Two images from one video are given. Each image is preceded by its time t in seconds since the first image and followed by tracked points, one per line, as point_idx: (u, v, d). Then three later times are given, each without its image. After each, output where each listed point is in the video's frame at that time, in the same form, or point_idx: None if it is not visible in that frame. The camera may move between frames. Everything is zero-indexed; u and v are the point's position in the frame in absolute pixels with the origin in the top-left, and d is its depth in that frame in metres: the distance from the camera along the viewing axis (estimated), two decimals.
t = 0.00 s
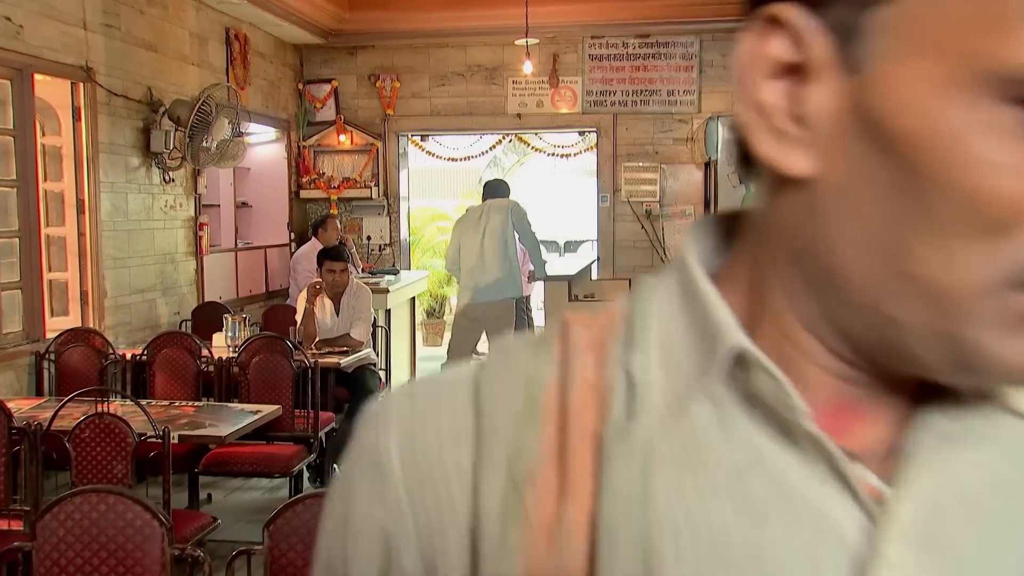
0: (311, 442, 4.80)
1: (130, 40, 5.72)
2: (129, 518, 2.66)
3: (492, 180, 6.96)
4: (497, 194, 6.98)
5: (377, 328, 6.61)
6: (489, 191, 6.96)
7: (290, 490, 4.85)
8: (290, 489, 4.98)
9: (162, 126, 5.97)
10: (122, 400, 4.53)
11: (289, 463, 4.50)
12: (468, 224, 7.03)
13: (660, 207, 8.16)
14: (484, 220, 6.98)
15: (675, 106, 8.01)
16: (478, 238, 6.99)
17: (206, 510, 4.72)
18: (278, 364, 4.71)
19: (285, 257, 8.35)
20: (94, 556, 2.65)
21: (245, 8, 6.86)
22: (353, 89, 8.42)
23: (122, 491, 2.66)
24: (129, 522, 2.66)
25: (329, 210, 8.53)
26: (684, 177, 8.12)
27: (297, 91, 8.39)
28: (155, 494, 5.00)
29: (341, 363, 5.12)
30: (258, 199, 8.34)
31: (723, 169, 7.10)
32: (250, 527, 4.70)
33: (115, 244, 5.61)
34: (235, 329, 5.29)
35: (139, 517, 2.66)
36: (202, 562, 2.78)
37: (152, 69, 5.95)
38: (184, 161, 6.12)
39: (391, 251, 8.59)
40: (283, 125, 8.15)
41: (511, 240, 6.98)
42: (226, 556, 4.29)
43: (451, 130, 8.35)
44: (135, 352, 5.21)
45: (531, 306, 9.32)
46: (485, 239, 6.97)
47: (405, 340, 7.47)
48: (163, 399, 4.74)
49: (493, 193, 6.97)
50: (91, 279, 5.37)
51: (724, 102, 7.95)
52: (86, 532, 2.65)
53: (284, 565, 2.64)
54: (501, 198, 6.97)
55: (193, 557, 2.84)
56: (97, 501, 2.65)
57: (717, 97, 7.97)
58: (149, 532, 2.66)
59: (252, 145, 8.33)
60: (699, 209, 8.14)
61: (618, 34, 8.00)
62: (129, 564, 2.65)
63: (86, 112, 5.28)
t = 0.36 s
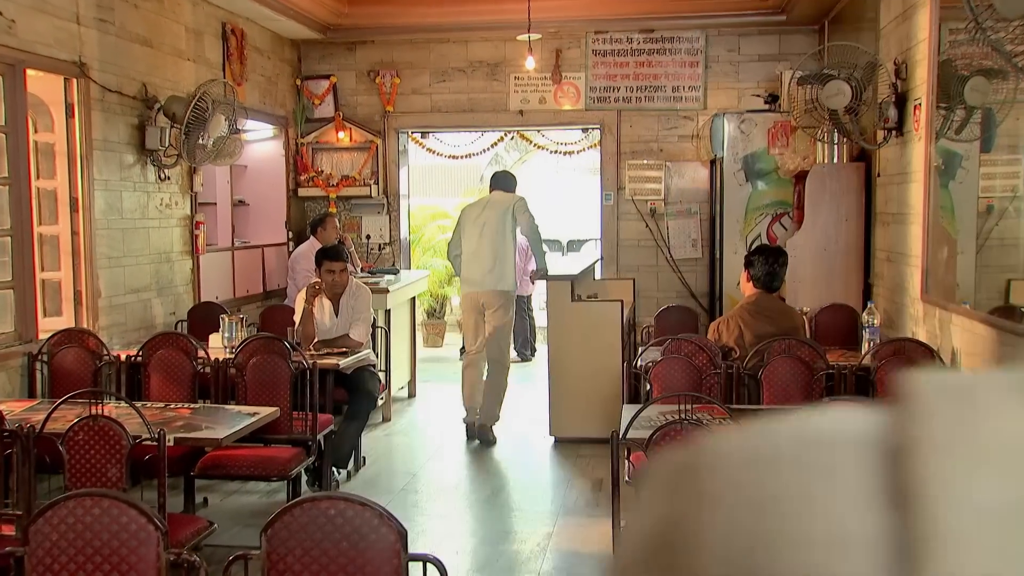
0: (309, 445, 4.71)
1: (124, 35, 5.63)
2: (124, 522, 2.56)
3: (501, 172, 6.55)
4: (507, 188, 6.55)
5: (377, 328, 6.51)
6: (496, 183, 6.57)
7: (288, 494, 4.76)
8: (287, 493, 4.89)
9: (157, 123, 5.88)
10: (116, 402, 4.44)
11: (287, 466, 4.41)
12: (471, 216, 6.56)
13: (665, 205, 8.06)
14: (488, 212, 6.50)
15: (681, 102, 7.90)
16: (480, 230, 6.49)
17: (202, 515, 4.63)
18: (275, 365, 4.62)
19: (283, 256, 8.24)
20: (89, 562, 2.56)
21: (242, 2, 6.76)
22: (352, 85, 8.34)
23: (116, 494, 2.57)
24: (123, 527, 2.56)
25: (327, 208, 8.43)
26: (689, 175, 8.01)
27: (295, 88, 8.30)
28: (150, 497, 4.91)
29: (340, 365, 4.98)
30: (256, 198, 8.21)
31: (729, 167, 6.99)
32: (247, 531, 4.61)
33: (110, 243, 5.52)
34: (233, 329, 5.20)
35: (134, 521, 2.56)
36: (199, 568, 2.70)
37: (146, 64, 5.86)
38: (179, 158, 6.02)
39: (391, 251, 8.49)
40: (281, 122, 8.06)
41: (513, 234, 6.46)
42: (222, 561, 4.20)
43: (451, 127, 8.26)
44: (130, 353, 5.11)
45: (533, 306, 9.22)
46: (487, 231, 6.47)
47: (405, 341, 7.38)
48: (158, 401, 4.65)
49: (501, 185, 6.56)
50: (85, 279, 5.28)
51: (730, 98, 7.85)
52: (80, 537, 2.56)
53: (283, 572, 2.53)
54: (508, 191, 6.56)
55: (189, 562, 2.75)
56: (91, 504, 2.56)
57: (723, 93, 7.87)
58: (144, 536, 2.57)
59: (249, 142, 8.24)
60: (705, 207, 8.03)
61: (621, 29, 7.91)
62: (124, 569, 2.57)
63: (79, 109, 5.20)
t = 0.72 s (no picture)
0: (308, 448, 4.62)
1: (118, 29, 5.53)
2: (118, 527, 2.46)
3: (498, 170, 6.62)
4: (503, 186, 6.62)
5: (377, 329, 6.41)
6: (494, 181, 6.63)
7: (286, 498, 4.66)
8: (285, 497, 4.79)
9: (152, 119, 5.78)
10: (109, 405, 4.35)
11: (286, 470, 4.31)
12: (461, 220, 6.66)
13: (670, 203, 7.95)
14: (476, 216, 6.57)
15: (686, 98, 7.81)
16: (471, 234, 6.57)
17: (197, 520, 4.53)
18: (273, 366, 4.53)
19: (281, 256, 8.14)
20: (80, 568, 2.46)
21: None
22: (352, 81, 8.25)
23: (110, 498, 2.47)
24: (117, 532, 2.46)
25: (325, 207, 8.32)
26: (695, 172, 7.90)
27: (294, 83, 8.21)
28: (145, 502, 4.81)
29: (339, 367, 4.88)
30: (253, 195, 8.14)
31: (736, 164, 6.88)
32: (244, 537, 4.51)
33: (104, 242, 5.42)
34: (229, 330, 5.10)
35: (128, 525, 2.46)
36: (195, 573, 2.60)
37: (141, 59, 5.77)
38: (174, 155, 5.93)
39: (391, 249, 8.39)
40: (279, 118, 7.95)
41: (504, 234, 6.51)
42: (218, 567, 4.10)
43: (452, 124, 8.15)
44: (124, 354, 5.02)
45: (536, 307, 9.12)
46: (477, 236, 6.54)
47: (405, 341, 7.28)
48: (152, 403, 4.55)
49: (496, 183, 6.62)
50: (77, 278, 5.19)
51: (738, 94, 7.75)
52: (72, 543, 2.46)
53: None
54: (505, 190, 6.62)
55: (184, 568, 2.65)
56: (84, 508, 2.46)
57: (730, 88, 7.77)
58: (138, 542, 2.46)
59: (245, 139, 8.13)
60: (711, 205, 7.92)
61: (626, 23, 7.82)
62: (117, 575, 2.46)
63: (72, 104, 5.11)
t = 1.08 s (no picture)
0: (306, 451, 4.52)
1: (112, 23, 5.44)
2: (113, 532, 2.37)
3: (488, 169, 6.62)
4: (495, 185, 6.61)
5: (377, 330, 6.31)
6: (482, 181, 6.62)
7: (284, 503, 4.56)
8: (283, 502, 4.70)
9: (147, 116, 5.69)
10: (103, 407, 4.26)
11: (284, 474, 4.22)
12: (455, 221, 6.64)
13: (676, 202, 7.86)
14: (474, 214, 6.56)
15: (692, 94, 7.72)
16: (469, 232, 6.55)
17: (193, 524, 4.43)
18: (271, 367, 4.43)
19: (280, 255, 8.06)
20: None
21: None
22: (350, 77, 8.16)
23: (105, 502, 2.38)
24: (112, 537, 2.36)
25: (324, 205, 8.24)
26: (702, 170, 7.81)
27: (291, 79, 8.11)
28: (140, 506, 4.71)
29: (338, 368, 4.81)
30: (249, 193, 8.05)
31: (743, 162, 6.78)
32: (241, 542, 4.41)
33: (98, 241, 5.33)
34: (226, 331, 5.00)
35: (123, 530, 2.37)
36: None
37: (136, 55, 5.68)
38: (170, 153, 5.84)
39: (391, 249, 8.31)
40: (276, 115, 7.86)
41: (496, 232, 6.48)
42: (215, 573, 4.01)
43: (454, 120, 8.06)
44: (118, 355, 4.94)
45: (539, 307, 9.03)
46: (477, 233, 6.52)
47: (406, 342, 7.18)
48: (147, 405, 4.46)
49: (488, 182, 6.60)
50: (71, 278, 5.10)
51: (745, 90, 7.66)
52: (65, 548, 2.37)
53: None
54: (498, 189, 6.63)
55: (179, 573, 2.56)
56: (78, 513, 2.37)
57: (737, 84, 7.68)
58: (134, 547, 2.37)
59: (244, 136, 8.03)
60: (718, 204, 7.82)
61: (631, 18, 7.73)
62: None
63: (66, 100, 5.02)
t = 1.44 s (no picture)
0: (304, 455, 4.43)
1: (106, 18, 5.35)
2: (107, 537, 2.27)
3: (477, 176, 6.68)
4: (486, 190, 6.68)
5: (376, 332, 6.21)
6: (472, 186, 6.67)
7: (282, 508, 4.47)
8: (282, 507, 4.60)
9: (142, 113, 5.61)
10: (98, 410, 4.17)
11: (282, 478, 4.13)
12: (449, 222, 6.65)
13: (682, 200, 7.76)
14: (472, 215, 6.59)
15: (699, 90, 7.62)
16: (469, 231, 6.57)
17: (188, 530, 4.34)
18: (269, 370, 4.34)
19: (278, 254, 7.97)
20: None
21: None
22: (350, 73, 8.07)
23: (100, 507, 2.28)
24: (106, 543, 2.27)
25: (323, 203, 8.19)
26: (708, 168, 7.71)
27: (290, 75, 8.03)
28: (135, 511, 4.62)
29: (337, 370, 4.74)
30: (246, 190, 7.94)
31: (751, 160, 6.69)
32: (238, 548, 4.32)
33: (92, 241, 5.24)
34: (222, 332, 4.92)
35: (117, 536, 2.27)
36: None
37: (130, 50, 5.59)
38: (165, 150, 5.76)
39: (391, 248, 8.22)
40: (274, 111, 7.77)
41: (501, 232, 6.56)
42: None
43: (455, 117, 7.96)
44: (113, 357, 4.85)
45: (542, 307, 8.93)
46: (477, 232, 6.55)
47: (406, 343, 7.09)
48: (143, 407, 4.37)
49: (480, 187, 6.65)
50: (64, 278, 5.01)
51: (752, 86, 7.57)
52: (59, 554, 2.27)
53: None
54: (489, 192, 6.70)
55: None
56: (71, 519, 2.28)
57: (744, 80, 7.59)
58: (128, 552, 2.27)
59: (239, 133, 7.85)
60: (724, 202, 7.72)
61: (636, 13, 7.63)
62: None
63: (59, 97, 4.93)
